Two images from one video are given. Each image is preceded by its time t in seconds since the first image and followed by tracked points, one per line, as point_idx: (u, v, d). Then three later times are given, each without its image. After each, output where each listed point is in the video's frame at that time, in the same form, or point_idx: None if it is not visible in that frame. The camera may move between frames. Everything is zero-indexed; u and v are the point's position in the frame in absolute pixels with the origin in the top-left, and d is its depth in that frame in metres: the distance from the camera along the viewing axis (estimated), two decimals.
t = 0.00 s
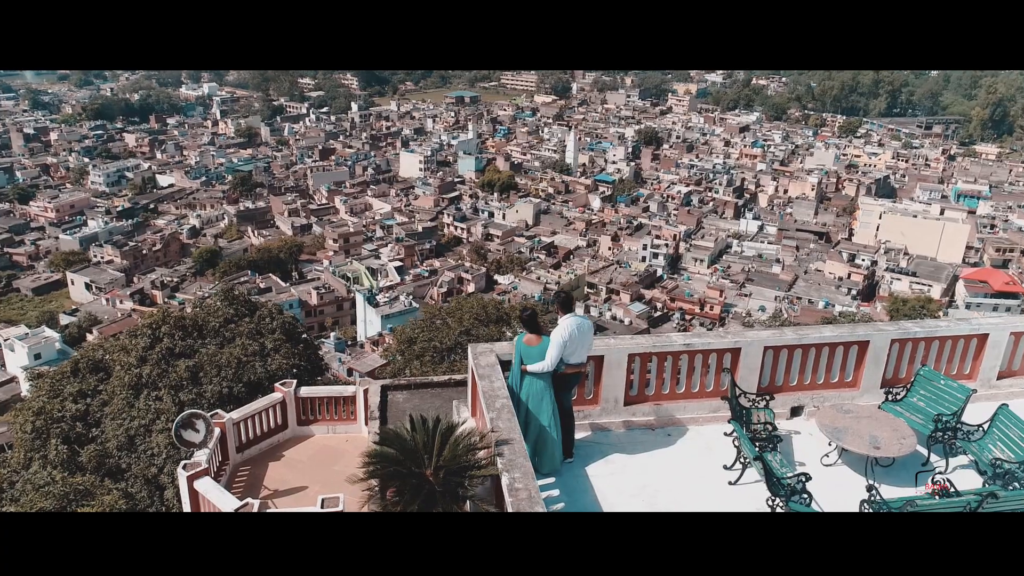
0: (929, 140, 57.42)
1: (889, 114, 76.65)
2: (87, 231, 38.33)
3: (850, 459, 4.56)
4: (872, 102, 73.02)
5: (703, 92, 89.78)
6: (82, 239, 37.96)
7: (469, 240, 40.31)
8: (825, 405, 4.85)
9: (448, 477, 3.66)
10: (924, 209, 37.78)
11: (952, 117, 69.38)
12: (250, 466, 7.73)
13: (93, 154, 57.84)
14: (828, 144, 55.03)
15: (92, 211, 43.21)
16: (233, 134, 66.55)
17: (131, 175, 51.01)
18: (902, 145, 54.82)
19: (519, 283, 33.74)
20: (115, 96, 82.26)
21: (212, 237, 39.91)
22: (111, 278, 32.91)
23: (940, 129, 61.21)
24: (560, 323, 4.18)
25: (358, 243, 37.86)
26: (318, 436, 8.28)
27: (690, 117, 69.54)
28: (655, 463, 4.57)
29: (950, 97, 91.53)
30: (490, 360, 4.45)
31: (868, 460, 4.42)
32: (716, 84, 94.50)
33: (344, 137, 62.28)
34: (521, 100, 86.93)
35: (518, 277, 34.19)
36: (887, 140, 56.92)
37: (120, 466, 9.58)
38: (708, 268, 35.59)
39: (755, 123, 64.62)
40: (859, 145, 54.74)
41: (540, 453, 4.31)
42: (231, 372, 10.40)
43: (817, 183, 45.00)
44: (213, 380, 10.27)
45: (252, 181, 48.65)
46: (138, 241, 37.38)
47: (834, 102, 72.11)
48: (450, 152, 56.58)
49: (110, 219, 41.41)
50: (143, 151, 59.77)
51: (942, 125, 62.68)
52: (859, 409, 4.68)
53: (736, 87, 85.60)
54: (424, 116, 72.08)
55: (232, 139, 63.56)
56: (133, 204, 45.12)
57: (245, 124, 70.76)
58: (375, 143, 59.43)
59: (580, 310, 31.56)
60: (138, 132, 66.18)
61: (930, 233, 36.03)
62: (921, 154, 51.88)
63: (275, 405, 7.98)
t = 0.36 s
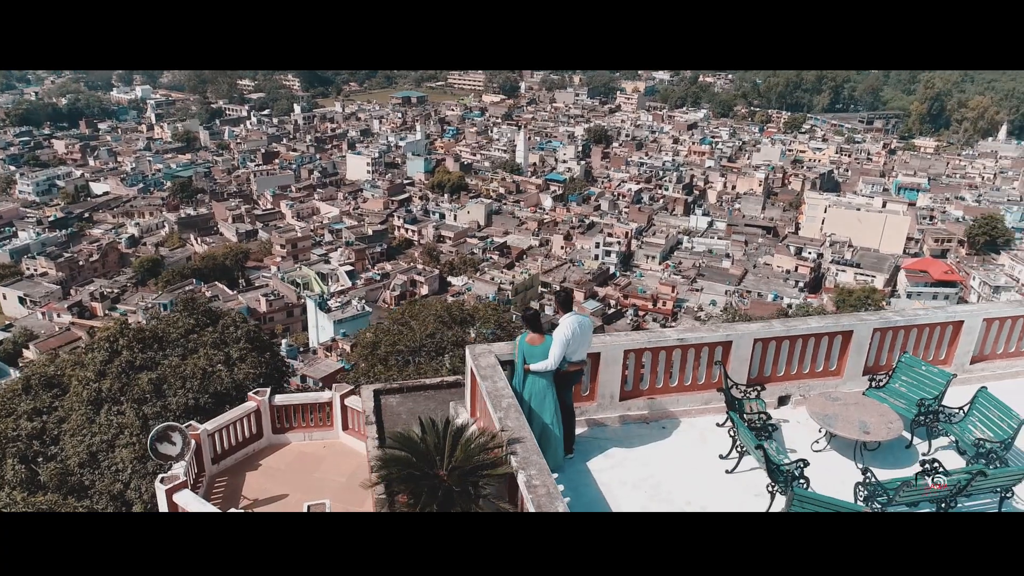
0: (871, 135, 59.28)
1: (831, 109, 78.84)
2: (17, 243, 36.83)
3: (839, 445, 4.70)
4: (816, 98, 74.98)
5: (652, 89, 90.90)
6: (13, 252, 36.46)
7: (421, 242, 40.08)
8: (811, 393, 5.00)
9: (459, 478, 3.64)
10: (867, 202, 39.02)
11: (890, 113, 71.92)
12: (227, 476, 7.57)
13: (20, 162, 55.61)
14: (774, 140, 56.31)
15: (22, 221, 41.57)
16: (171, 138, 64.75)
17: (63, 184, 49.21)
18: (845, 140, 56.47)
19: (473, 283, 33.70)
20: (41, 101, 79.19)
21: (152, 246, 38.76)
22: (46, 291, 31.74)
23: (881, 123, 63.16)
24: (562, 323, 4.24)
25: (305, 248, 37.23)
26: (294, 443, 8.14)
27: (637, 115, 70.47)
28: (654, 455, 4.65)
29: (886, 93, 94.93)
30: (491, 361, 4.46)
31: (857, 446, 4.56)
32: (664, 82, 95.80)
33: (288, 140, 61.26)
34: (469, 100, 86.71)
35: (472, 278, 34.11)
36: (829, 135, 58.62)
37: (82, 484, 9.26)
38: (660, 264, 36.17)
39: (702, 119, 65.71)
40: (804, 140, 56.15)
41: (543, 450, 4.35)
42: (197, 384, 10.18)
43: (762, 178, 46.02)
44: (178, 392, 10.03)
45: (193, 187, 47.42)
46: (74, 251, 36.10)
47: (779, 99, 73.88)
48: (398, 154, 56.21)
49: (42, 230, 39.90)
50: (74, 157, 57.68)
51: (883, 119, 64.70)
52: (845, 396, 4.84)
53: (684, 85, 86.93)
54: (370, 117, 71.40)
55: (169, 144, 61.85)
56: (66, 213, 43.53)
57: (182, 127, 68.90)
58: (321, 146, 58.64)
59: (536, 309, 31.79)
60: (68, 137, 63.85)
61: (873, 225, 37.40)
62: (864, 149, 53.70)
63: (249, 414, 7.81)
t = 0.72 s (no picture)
0: (813, 129, 60.95)
1: (774, 105, 80.79)
2: None
3: (828, 429, 4.85)
4: (759, 95, 76.75)
5: (599, 87, 91.77)
6: None
7: (372, 244, 39.69)
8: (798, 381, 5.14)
9: (472, 477, 3.66)
10: (810, 196, 40.16)
11: (829, 108, 74.13)
12: (203, 487, 7.41)
13: None
14: (720, 136, 57.44)
15: None
16: (106, 143, 62.66)
17: None
18: (788, 135, 57.92)
19: (427, 285, 33.51)
20: None
21: (90, 255, 37.42)
22: None
23: (821, 119, 65.00)
24: (562, 320, 4.31)
25: (253, 253, 36.44)
26: (270, 451, 8.00)
27: (585, 113, 71.12)
28: (651, 447, 4.72)
29: (825, 89, 97.86)
30: (491, 360, 4.48)
31: (845, 430, 4.71)
32: (611, 80, 96.82)
33: (230, 143, 59.95)
34: (416, 99, 86.14)
35: (425, 279, 33.93)
36: (772, 130, 60.09)
37: (43, 503, 8.91)
38: (612, 261, 36.60)
39: (649, 117, 66.64)
40: (749, 136, 57.41)
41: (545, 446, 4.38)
42: (163, 395, 9.98)
43: (709, 174, 46.93)
44: (143, 404, 9.79)
45: (132, 193, 45.96)
46: (6, 263, 34.61)
47: (724, 95, 75.39)
48: (346, 155, 55.58)
49: None
50: (2, 165, 55.30)
51: (823, 114, 66.60)
52: (830, 382, 4.99)
53: (630, 82, 88.00)
54: (315, 119, 70.34)
55: (104, 149, 59.86)
56: None
57: (118, 132, 66.75)
58: (265, 148, 57.57)
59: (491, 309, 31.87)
60: None
61: (816, 218, 38.55)
62: (806, 143, 55.21)
63: (224, 424, 7.65)
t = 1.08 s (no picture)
0: (754, 125, 62.58)
1: (716, 102, 82.71)
2: None
3: (811, 415, 5.00)
4: (701, 92, 78.47)
5: (545, 86, 92.52)
6: None
7: (322, 247, 39.18)
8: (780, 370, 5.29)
9: (483, 476, 3.66)
10: (755, 189, 41.16)
11: (769, 104, 76.14)
12: (178, 500, 7.23)
13: None
14: (666, 132, 58.46)
15: None
16: (38, 149, 60.41)
17: None
18: (731, 131, 59.33)
19: (380, 287, 33.18)
20: None
21: (26, 265, 36.00)
22: None
23: (762, 114, 66.82)
24: (558, 316, 4.35)
25: (200, 259, 35.53)
26: (245, 460, 7.85)
27: (533, 112, 71.55)
28: (645, 439, 4.80)
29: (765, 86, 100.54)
30: (487, 359, 4.49)
31: (830, 415, 4.87)
32: (557, 79, 97.73)
33: (171, 147, 58.47)
34: (362, 100, 85.51)
35: (379, 281, 33.65)
36: (716, 126, 61.40)
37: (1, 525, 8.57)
38: (565, 258, 36.91)
39: (595, 114, 67.45)
40: (694, 132, 58.61)
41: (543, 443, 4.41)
42: (127, 407, 9.70)
43: (657, 170, 47.69)
44: (106, 418, 9.51)
45: (68, 200, 44.40)
46: None
47: (668, 92, 76.84)
48: (292, 158, 54.76)
49: None
50: None
51: (763, 110, 68.46)
52: (812, 369, 5.15)
53: (575, 80, 88.96)
54: (259, 121, 69.15)
55: (37, 155, 57.70)
56: None
57: (50, 136, 64.36)
58: (208, 152, 56.34)
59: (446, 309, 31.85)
60: None
61: (761, 211, 39.54)
62: (749, 138, 56.58)
63: (198, 434, 7.47)
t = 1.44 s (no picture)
0: (698, 121, 63.83)
1: (661, 98, 84.07)
2: None
3: (794, 399, 5.15)
4: (645, 89, 79.67)
5: (492, 85, 92.70)
6: None
7: (270, 251, 38.45)
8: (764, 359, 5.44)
9: (498, 474, 3.68)
10: (701, 184, 41.96)
11: (711, 100, 77.79)
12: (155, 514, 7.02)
13: None
14: (612, 129, 59.15)
15: None
16: None
17: None
18: (675, 127, 60.38)
19: (332, 290, 32.71)
20: None
21: None
22: None
23: (705, 111, 68.23)
24: (557, 311, 4.38)
25: (143, 266, 34.48)
26: (221, 470, 7.71)
27: (480, 111, 71.64)
28: (639, 430, 4.90)
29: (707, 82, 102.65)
30: (487, 357, 4.52)
31: (815, 401, 5.01)
32: (503, 78, 98.00)
33: (109, 151, 56.64)
34: (306, 100, 84.29)
35: (330, 284, 33.26)
36: (661, 123, 62.42)
37: None
38: (517, 256, 37.10)
39: (543, 113, 67.90)
40: (639, 129, 59.43)
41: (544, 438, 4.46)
42: (90, 420, 9.50)
43: (605, 167, 48.29)
44: (68, 431, 9.28)
45: None
46: None
47: (613, 90, 77.78)
48: (236, 160, 53.64)
49: None
50: None
51: (706, 106, 69.92)
52: (796, 356, 5.30)
53: (521, 79, 89.38)
54: (201, 123, 67.53)
55: None
56: None
57: None
58: (148, 156, 54.76)
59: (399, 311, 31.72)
60: None
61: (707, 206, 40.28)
62: (693, 134, 57.68)
63: (172, 445, 7.28)
